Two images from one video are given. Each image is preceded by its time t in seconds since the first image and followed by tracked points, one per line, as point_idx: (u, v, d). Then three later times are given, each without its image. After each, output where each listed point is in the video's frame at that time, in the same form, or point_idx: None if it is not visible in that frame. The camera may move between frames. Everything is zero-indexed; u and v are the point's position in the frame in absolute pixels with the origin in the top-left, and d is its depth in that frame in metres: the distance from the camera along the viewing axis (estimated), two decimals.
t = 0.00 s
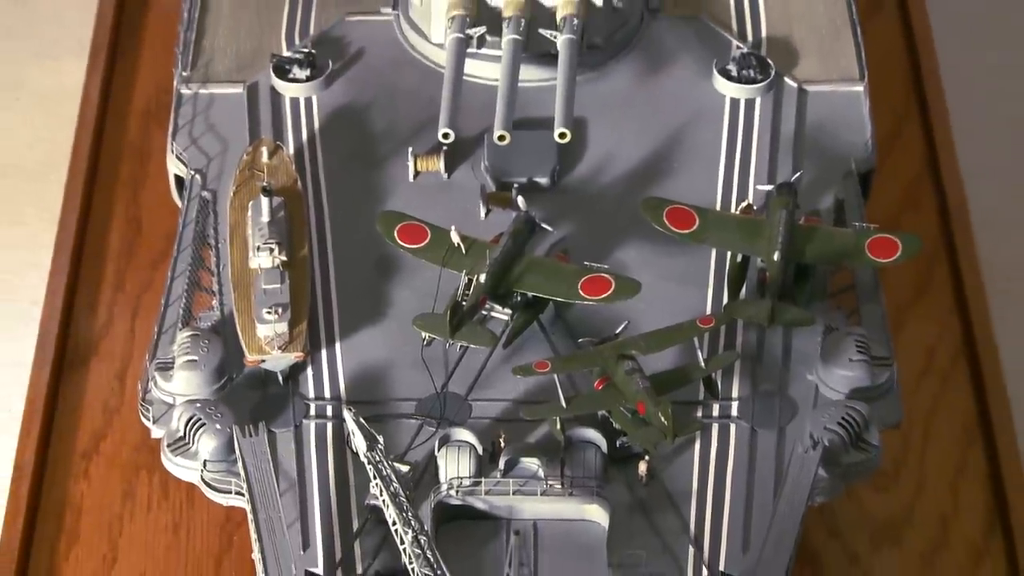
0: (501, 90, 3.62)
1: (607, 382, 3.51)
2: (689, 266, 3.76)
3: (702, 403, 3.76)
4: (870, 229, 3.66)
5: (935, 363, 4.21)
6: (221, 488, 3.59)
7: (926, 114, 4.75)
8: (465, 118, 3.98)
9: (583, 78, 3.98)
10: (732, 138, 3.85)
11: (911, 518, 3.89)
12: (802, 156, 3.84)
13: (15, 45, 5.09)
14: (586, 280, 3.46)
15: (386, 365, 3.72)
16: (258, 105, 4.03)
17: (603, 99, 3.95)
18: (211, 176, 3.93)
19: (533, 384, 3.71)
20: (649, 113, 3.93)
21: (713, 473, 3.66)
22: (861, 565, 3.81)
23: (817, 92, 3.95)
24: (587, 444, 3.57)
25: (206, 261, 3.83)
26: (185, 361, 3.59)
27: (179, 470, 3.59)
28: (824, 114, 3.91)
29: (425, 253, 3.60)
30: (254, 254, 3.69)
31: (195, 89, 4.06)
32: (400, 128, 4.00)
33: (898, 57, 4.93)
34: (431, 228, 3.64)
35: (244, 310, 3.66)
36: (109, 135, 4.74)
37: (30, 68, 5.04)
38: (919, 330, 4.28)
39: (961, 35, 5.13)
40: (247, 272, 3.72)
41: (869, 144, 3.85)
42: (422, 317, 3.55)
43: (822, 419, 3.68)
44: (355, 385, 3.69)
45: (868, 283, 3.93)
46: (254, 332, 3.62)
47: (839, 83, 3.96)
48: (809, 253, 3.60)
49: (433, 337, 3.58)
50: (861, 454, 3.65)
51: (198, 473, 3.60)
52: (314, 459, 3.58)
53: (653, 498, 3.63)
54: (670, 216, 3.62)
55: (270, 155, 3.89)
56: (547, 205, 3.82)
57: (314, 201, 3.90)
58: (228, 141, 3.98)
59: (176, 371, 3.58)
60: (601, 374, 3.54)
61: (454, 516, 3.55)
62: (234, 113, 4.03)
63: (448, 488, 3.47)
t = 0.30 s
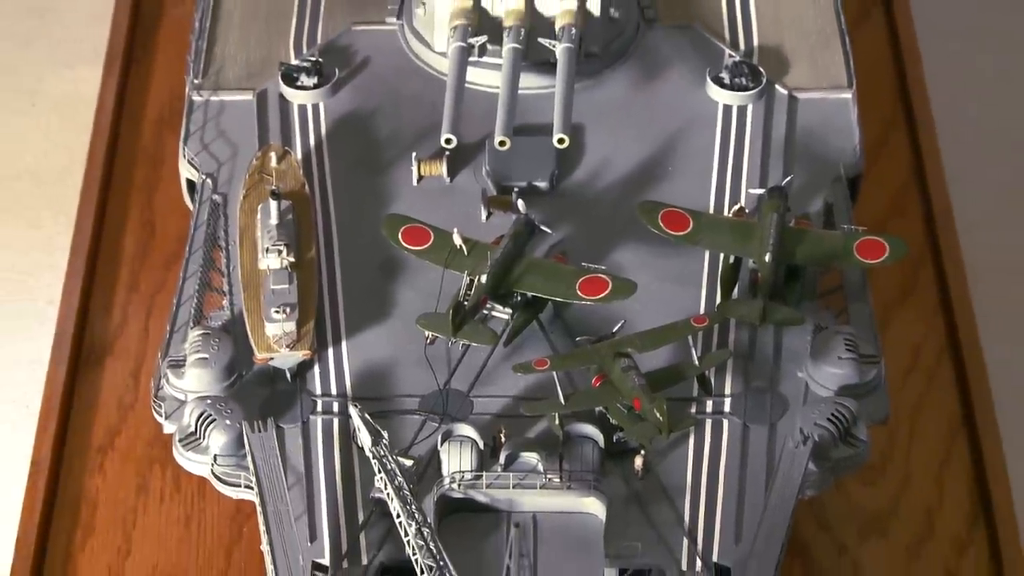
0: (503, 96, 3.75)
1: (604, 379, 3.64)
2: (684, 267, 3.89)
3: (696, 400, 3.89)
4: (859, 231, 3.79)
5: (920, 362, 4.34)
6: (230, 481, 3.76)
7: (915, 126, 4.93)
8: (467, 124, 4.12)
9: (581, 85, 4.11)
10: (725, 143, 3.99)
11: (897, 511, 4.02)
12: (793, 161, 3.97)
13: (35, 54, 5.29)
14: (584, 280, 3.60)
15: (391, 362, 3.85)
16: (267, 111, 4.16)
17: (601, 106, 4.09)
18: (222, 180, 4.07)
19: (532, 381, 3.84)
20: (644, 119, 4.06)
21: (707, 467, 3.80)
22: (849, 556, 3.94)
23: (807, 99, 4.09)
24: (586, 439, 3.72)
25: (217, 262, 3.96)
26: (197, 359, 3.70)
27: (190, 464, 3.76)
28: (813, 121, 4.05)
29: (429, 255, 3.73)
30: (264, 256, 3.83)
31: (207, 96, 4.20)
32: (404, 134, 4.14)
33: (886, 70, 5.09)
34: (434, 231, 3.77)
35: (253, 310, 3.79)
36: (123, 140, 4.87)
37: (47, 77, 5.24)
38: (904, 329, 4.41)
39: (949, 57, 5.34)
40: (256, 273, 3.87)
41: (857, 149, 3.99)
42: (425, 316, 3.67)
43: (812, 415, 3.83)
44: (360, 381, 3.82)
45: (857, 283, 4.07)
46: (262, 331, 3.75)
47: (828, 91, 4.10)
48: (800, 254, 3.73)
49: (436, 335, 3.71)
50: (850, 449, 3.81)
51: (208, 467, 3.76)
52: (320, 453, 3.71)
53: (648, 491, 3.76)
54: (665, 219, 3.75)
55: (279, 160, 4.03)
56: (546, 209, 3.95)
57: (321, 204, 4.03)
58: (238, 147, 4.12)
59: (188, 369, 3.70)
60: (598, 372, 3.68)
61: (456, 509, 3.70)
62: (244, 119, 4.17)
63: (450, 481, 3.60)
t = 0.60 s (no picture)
0: (504, 102, 3.89)
1: (602, 376, 3.78)
2: (678, 267, 4.03)
3: (690, 396, 4.03)
4: (847, 233, 3.93)
5: (906, 361, 4.49)
6: (240, 475, 3.89)
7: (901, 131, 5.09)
8: (468, 129, 4.26)
9: (579, 93, 4.26)
10: (718, 148, 4.13)
11: (884, 503, 4.16)
12: (783, 166, 4.11)
13: (54, 65, 5.55)
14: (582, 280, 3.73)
15: (395, 360, 3.99)
16: (276, 117, 4.31)
17: (598, 112, 4.23)
18: (232, 184, 4.22)
19: (532, 378, 3.98)
20: (640, 125, 4.21)
21: (700, 461, 3.93)
22: (838, 547, 4.08)
23: (798, 106, 4.23)
24: (583, 434, 3.85)
25: (227, 263, 4.11)
26: (207, 356, 3.84)
27: (202, 459, 3.88)
28: (803, 126, 4.20)
29: (432, 256, 3.86)
30: (272, 257, 3.97)
31: (217, 102, 4.35)
32: (408, 139, 4.28)
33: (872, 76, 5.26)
34: (437, 233, 3.90)
35: (261, 310, 3.94)
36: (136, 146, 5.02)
37: (67, 88, 5.48)
38: (891, 329, 4.56)
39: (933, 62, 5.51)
40: (265, 274, 4.00)
41: (846, 154, 4.13)
42: (428, 315, 3.80)
43: (802, 411, 3.96)
44: (366, 378, 3.96)
45: (845, 284, 4.21)
46: (271, 330, 3.90)
47: (818, 98, 4.24)
48: (790, 255, 3.87)
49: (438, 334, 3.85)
50: (839, 443, 3.96)
51: (219, 461, 3.88)
52: (327, 448, 3.85)
53: (643, 485, 3.91)
54: (660, 222, 3.89)
55: (287, 165, 4.18)
56: (545, 211, 4.09)
57: (328, 207, 4.18)
58: (248, 152, 4.26)
59: (199, 366, 3.84)
60: (596, 369, 3.81)
61: (458, 502, 3.83)
62: (253, 124, 4.31)
63: (452, 474, 3.74)
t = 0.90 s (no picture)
0: (504, 110, 4.05)
1: (599, 373, 3.94)
2: (672, 268, 4.21)
3: (683, 391, 4.21)
4: (834, 236, 4.09)
5: (889, 359, 4.67)
6: (251, 468, 4.03)
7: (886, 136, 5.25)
8: (471, 135, 4.43)
9: (576, 100, 4.43)
10: (710, 154, 4.30)
11: (869, 495, 4.33)
12: (773, 171, 4.29)
13: (76, 74, 5.80)
14: (580, 280, 3.89)
15: (400, 357, 4.16)
16: (286, 123, 4.49)
17: (595, 119, 4.41)
18: (244, 189, 4.39)
19: (531, 374, 4.16)
20: (635, 132, 4.38)
21: (693, 454, 4.11)
22: (825, 537, 4.25)
23: (786, 113, 4.40)
24: (581, 428, 4.02)
25: (239, 264, 4.27)
26: (220, 354, 4.00)
27: (215, 453, 4.04)
28: (791, 133, 4.37)
29: (436, 257, 4.02)
30: (282, 258, 4.14)
31: (230, 110, 4.52)
32: (413, 145, 4.46)
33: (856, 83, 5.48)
34: (440, 235, 4.06)
35: (272, 309, 4.10)
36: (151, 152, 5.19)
37: (87, 98, 5.72)
38: (874, 328, 4.74)
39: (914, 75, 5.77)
40: (275, 274, 4.16)
41: (832, 159, 4.31)
42: (432, 314, 3.97)
43: (791, 407, 4.12)
44: (372, 374, 4.14)
45: (832, 284, 4.39)
46: (281, 328, 4.06)
47: (806, 106, 4.41)
48: (779, 256, 4.03)
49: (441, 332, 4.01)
50: (826, 437, 4.10)
51: (231, 455, 4.04)
52: (335, 441, 4.03)
53: (639, 477, 4.08)
54: (654, 224, 4.05)
55: (297, 170, 4.35)
56: (544, 214, 4.27)
57: (336, 210, 4.36)
58: (259, 158, 4.44)
59: (212, 363, 4.00)
60: (593, 366, 3.98)
61: (460, 494, 4.00)
62: (264, 131, 4.49)
63: (455, 467, 3.90)
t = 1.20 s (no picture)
0: (504, 118, 4.25)
1: (596, 369, 4.12)
2: (665, 268, 4.40)
3: (677, 386, 4.39)
4: (821, 238, 4.27)
5: (872, 355, 4.87)
6: (263, 460, 4.26)
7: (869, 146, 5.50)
8: (473, 142, 4.63)
9: (574, 109, 4.62)
10: (701, 159, 4.50)
11: (854, 486, 4.54)
12: (762, 175, 4.49)
13: (92, 83, 6.00)
14: (577, 280, 4.08)
15: (406, 354, 4.35)
16: (296, 130, 4.69)
17: (592, 126, 4.60)
18: (256, 193, 4.59)
19: (531, 370, 4.34)
20: (630, 138, 4.57)
21: (686, 446, 4.29)
22: (813, 526, 4.46)
23: (775, 120, 4.59)
24: (578, 422, 4.21)
25: (251, 265, 4.47)
26: (232, 351, 4.16)
27: (229, 446, 4.26)
28: (779, 139, 4.57)
29: (439, 258, 4.21)
30: (292, 259, 4.33)
31: (242, 118, 4.72)
32: (418, 151, 4.65)
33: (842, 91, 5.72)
34: (444, 237, 4.24)
35: (283, 308, 4.28)
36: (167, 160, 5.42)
37: (104, 107, 5.92)
38: (859, 327, 4.96)
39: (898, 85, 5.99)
40: (286, 275, 4.35)
41: (819, 165, 4.50)
42: (436, 313, 4.15)
43: (780, 401, 4.33)
44: (379, 370, 4.32)
45: (819, 284, 4.59)
46: (292, 326, 4.25)
47: (794, 113, 4.60)
48: (768, 258, 4.22)
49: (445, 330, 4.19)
50: (813, 430, 4.33)
51: (243, 447, 4.26)
52: (343, 434, 4.22)
53: (634, 469, 4.27)
54: (649, 227, 4.24)
55: (307, 174, 4.54)
56: (544, 217, 4.46)
57: (344, 212, 4.55)
58: (270, 163, 4.64)
59: (225, 359, 4.17)
60: (589, 362, 4.16)
61: (463, 484, 4.19)
62: (276, 137, 4.68)
63: (458, 460, 4.10)
